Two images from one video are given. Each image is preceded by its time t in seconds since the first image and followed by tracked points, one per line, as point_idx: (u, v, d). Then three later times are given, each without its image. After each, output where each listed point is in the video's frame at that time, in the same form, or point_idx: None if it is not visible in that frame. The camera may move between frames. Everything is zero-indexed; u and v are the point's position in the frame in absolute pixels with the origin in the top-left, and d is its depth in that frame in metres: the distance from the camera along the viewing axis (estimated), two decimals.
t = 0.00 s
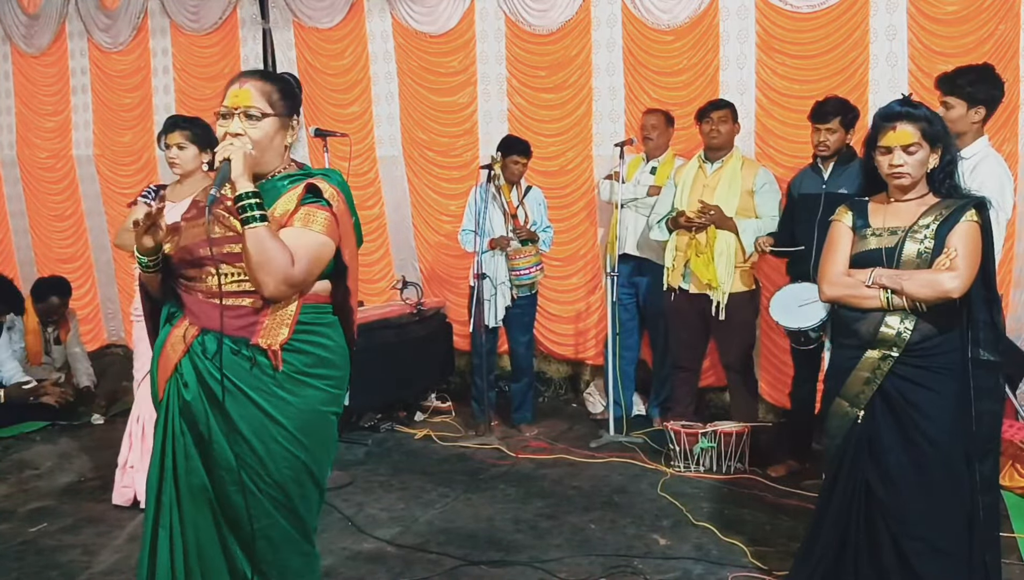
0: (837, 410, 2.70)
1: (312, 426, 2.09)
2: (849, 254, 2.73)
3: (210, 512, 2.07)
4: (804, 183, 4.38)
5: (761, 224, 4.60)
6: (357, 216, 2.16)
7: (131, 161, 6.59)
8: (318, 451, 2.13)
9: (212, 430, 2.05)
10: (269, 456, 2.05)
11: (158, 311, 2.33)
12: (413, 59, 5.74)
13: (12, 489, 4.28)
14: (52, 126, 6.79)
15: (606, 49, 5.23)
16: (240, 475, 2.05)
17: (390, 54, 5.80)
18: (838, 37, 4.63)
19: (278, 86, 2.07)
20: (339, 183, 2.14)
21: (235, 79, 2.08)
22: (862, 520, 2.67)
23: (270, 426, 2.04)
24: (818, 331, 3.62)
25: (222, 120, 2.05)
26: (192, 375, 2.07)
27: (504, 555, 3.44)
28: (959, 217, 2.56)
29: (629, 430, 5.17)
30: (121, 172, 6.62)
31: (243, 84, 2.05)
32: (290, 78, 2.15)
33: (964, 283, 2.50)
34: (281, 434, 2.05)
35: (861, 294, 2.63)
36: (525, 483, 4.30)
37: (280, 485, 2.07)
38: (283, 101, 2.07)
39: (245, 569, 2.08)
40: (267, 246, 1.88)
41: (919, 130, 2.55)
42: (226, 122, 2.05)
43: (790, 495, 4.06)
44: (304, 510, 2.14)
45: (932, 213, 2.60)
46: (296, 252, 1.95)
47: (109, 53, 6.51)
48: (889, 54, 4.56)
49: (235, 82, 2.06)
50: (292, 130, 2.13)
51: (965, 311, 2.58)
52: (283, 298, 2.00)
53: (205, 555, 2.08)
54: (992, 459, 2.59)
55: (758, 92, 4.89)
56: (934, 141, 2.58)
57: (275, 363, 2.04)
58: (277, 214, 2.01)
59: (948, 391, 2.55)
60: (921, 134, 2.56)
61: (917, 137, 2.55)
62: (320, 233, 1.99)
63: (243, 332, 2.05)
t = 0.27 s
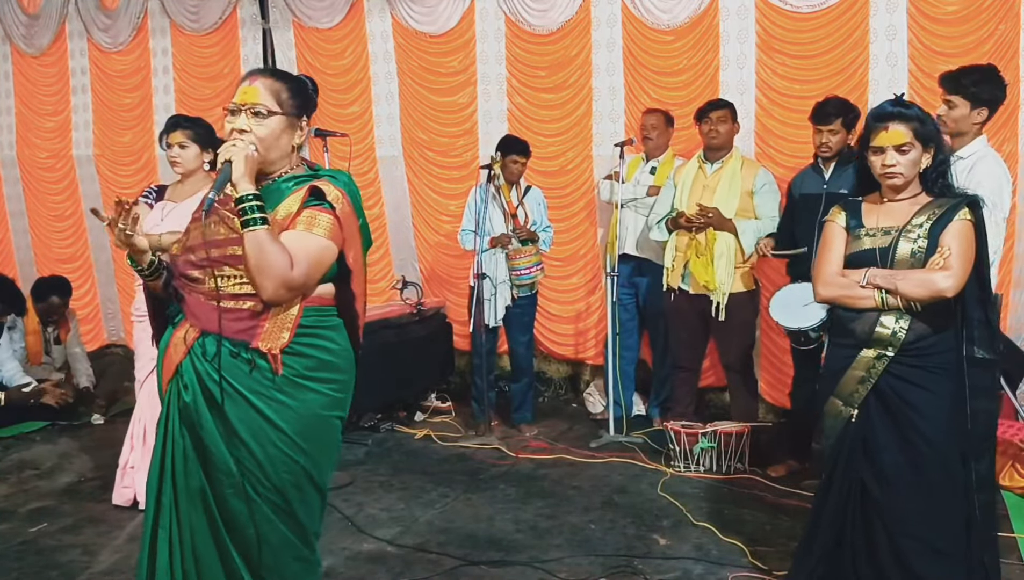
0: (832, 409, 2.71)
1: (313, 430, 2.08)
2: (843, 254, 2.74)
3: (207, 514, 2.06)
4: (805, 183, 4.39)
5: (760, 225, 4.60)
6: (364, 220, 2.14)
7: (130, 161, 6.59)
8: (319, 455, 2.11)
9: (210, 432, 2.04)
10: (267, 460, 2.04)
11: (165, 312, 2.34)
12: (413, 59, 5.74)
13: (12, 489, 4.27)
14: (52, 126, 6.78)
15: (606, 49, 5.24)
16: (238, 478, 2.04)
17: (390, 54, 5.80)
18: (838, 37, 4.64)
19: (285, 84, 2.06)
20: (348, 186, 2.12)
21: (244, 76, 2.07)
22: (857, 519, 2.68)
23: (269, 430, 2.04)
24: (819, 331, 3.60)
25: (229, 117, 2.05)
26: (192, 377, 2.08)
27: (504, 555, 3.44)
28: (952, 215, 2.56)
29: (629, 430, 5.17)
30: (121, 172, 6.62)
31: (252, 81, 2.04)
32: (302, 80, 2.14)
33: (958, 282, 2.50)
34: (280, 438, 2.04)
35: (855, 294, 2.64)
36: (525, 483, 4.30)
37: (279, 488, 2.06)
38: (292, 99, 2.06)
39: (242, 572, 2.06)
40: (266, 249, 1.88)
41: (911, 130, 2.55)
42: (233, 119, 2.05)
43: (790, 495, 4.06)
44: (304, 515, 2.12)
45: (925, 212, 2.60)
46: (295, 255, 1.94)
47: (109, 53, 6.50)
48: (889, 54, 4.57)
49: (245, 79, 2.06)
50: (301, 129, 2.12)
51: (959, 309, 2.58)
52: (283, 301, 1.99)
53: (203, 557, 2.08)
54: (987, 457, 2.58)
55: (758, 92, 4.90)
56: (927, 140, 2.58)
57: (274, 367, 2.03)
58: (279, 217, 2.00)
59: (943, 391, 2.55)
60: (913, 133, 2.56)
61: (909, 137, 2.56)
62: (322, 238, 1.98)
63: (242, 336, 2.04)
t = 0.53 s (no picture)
0: (821, 408, 2.72)
1: (312, 434, 2.06)
2: (833, 257, 2.74)
3: (205, 515, 2.07)
4: (806, 183, 4.39)
5: (760, 225, 4.60)
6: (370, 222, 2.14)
7: (130, 161, 6.59)
8: (319, 459, 2.09)
9: (207, 434, 2.04)
10: (265, 463, 2.03)
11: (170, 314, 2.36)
12: (413, 59, 5.74)
13: (12, 489, 4.27)
14: (52, 126, 6.78)
15: (606, 49, 5.23)
16: (235, 480, 2.03)
17: (389, 54, 5.80)
18: (837, 37, 4.64)
19: (284, 86, 2.05)
20: (353, 189, 2.12)
21: (241, 82, 2.07)
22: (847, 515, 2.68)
23: (266, 433, 2.02)
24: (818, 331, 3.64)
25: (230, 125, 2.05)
26: (192, 378, 2.08)
27: (504, 555, 3.43)
28: (941, 215, 2.57)
29: (629, 430, 5.17)
30: (120, 172, 6.62)
31: (248, 87, 2.04)
32: (300, 75, 2.13)
33: (948, 284, 2.51)
34: (278, 442, 2.03)
35: (845, 297, 2.64)
36: (525, 483, 4.30)
37: (276, 491, 2.04)
38: (289, 100, 2.05)
39: (238, 574, 2.05)
40: (265, 251, 1.87)
41: (898, 129, 2.56)
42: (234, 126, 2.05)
43: (790, 495, 4.06)
44: (303, 519, 2.10)
45: (914, 212, 2.60)
46: (295, 257, 1.93)
47: (109, 53, 6.51)
48: (889, 54, 4.57)
49: (242, 85, 2.05)
50: (304, 129, 2.11)
51: (949, 308, 2.59)
52: (282, 304, 1.98)
53: (200, 558, 2.08)
54: (979, 454, 2.61)
55: (758, 92, 4.90)
56: (914, 139, 2.58)
57: (273, 370, 2.02)
58: (282, 219, 2.02)
59: (933, 391, 2.55)
60: (901, 133, 2.56)
61: (896, 136, 2.56)
62: (324, 241, 1.97)
63: (241, 338, 2.05)
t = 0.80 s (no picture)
0: (807, 409, 2.72)
1: (312, 438, 2.05)
2: (821, 261, 2.76)
3: (204, 518, 2.07)
4: (806, 184, 4.41)
5: (760, 225, 4.61)
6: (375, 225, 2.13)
7: (130, 161, 6.59)
8: (319, 463, 2.08)
9: (206, 437, 2.05)
10: (264, 467, 2.03)
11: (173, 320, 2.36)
12: (413, 58, 5.74)
13: (12, 489, 4.27)
14: (52, 126, 6.78)
15: (606, 49, 5.23)
16: (234, 483, 2.03)
17: (389, 54, 5.80)
18: (837, 37, 4.64)
19: (286, 87, 2.04)
20: (359, 192, 2.12)
21: (246, 83, 2.06)
22: (834, 512, 2.66)
23: (265, 437, 2.02)
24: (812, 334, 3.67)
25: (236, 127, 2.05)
26: (192, 381, 2.08)
27: (504, 555, 3.43)
28: (927, 219, 2.59)
29: (629, 430, 5.16)
30: (120, 172, 6.62)
31: (252, 88, 2.03)
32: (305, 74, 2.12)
33: (931, 289, 2.53)
34: (276, 446, 2.02)
35: (832, 301, 2.66)
36: (524, 483, 4.30)
37: (275, 495, 2.04)
38: (293, 100, 2.04)
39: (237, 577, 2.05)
40: (267, 253, 1.87)
41: (884, 130, 2.57)
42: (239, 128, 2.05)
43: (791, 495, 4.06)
44: (302, 523, 2.09)
45: (901, 215, 2.62)
46: (298, 261, 1.93)
47: (109, 53, 6.51)
48: (889, 54, 4.56)
49: (246, 87, 2.04)
50: (309, 128, 2.09)
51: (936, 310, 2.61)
52: (284, 307, 1.98)
53: (198, 561, 2.08)
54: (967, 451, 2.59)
55: (758, 92, 4.89)
56: (900, 140, 2.60)
57: (273, 373, 2.02)
58: (286, 221, 2.02)
59: (920, 390, 2.56)
60: (887, 133, 2.58)
61: (882, 137, 2.58)
62: (328, 244, 1.97)
63: (243, 341, 2.05)
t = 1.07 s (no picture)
0: (794, 408, 2.77)
1: (314, 442, 2.05)
2: (810, 263, 2.79)
3: (205, 521, 2.07)
4: (806, 184, 4.39)
5: (760, 225, 4.61)
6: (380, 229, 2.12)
7: (130, 161, 6.59)
8: (320, 466, 2.08)
9: (207, 439, 2.05)
10: (265, 470, 2.03)
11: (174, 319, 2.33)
12: (413, 59, 5.74)
13: (12, 489, 4.28)
14: (52, 126, 6.78)
15: (606, 49, 5.23)
16: (235, 486, 2.04)
17: (389, 54, 5.80)
18: (837, 37, 4.64)
19: (295, 87, 2.04)
20: (366, 194, 2.10)
21: (254, 82, 2.06)
22: (822, 510, 2.67)
23: (266, 440, 2.02)
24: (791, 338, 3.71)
25: (245, 126, 2.06)
26: (194, 383, 2.08)
27: (504, 555, 3.43)
28: (915, 223, 2.58)
29: (630, 430, 5.16)
30: (120, 172, 6.63)
31: (261, 87, 2.03)
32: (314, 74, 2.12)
33: (917, 294, 2.52)
34: (278, 449, 2.02)
35: (820, 304, 2.68)
36: (524, 483, 4.30)
37: (276, 498, 2.04)
38: (302, 101, 2.04)
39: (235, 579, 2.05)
40: (272, 256, 1.87)
41: (873, 133, 2.58)
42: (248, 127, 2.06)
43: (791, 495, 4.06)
44: (302, 527, 2.09)
45: (890, 218, 2.63)
46: (304, 264, 1.92)
47: (109, 53, 6.51)
48: (889, 54, 4.56)
49: (254, 85, 2.04)
50: (318, 129, 2.10)
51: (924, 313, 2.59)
52: (289, 310, 1.97)
53: (199, 563, 2.09)
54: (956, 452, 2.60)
55: (758, 92, 4.89)
56: (890, 144, 2.61)
57: (277, 377, 2.02)
58: (293, 222, 2.01)
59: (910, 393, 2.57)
60: (876, 137, 2.59)
61: (871, 140, 2.58)
62: (334, 247, 1.95)
63: (247, 343, 2.04)
